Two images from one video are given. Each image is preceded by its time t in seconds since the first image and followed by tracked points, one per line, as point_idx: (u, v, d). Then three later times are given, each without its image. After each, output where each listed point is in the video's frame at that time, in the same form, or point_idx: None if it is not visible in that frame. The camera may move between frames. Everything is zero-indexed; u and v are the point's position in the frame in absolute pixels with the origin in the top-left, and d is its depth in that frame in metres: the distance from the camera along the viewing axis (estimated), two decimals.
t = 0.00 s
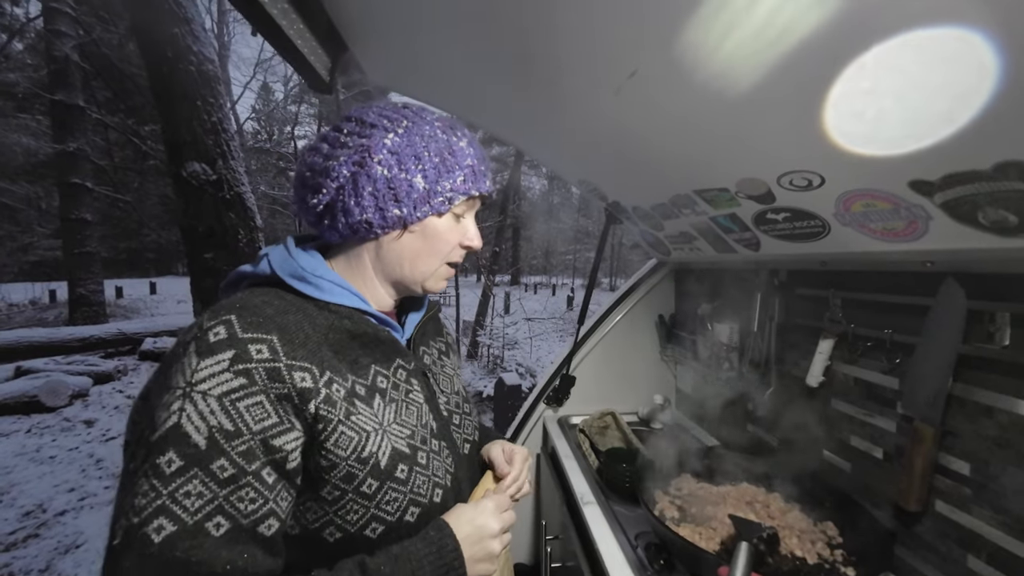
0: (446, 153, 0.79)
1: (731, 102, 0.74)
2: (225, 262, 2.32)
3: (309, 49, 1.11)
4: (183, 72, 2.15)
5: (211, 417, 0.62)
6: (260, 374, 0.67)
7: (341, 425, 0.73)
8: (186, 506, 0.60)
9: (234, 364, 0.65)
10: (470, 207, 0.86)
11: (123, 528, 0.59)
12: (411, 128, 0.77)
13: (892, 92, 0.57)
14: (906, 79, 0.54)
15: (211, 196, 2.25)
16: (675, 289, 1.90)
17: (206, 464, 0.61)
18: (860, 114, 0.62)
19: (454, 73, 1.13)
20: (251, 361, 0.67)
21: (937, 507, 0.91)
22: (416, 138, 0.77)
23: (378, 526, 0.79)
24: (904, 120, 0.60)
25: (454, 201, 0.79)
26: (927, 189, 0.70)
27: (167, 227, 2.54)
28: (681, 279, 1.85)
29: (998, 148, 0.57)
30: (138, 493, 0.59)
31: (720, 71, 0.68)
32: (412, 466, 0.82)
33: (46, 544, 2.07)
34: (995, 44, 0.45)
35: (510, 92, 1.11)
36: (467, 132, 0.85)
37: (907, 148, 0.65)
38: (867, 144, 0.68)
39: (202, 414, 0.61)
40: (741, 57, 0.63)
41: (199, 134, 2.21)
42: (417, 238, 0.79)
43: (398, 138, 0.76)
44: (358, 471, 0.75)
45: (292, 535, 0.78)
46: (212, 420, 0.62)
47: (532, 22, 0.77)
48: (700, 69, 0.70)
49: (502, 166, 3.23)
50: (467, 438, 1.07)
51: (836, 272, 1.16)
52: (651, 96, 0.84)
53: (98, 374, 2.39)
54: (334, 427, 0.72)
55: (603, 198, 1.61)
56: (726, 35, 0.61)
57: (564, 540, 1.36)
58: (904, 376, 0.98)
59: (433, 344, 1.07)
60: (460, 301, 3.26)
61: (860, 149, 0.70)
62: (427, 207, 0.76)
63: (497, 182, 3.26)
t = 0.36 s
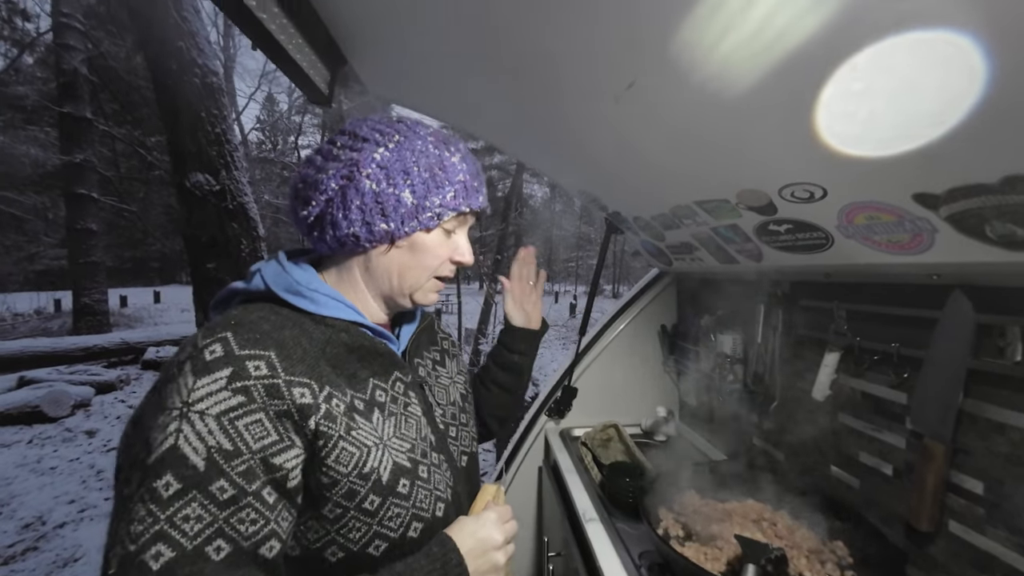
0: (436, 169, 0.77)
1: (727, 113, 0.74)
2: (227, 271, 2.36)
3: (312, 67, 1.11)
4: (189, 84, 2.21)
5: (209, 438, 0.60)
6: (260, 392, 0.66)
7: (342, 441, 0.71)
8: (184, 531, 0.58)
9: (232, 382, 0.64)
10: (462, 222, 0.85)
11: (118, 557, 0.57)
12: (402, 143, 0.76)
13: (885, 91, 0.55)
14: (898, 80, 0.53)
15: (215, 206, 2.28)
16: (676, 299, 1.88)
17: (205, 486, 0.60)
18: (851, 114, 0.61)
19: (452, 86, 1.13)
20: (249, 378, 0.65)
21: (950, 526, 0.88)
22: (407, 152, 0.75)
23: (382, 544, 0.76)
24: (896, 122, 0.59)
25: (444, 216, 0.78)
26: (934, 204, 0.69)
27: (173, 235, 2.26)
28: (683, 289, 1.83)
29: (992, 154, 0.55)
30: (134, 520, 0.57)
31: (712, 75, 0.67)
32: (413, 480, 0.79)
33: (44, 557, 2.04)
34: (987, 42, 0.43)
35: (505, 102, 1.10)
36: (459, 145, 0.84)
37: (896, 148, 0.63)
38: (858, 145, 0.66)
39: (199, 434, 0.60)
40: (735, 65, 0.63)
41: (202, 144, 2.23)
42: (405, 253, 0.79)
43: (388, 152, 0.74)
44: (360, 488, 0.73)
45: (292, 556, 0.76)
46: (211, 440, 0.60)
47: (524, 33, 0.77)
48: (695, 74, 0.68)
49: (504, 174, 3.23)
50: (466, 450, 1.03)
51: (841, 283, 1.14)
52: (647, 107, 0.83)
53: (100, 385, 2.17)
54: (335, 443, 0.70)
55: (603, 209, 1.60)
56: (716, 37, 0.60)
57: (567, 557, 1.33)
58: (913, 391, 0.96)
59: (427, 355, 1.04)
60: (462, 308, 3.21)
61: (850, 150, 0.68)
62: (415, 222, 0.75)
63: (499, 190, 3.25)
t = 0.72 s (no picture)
0: (435, 185, 0.77)
1: (727, 122, 0.73)
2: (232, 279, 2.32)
3: (312, 78, 1.11)
4: (192, 95, 2.21)
5: (198, 450, 0.60)
6: (249, 404, 0.65)
7: (332, 454, 0.70)
8: (171, 544, 0.57)
9: (222, 394, 0.63)
10: (462, 237, 0.85)
11: (103, 569, 0.56)
12: (400, 159, 0.76)
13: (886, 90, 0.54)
14: (898, 78, 0.52)
15: (219, 214, 2.27)
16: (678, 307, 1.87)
17: (193, 499, 0.59)
18: (850, 111, 0.58)
19: (451, 96, 1.13)
20: (241, 391, 0.65)
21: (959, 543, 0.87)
22: (405, 170, 0.75)
23: (373, 560, 0.75)
24: (896, 121, 0.57)
25: (443, 231, 0.78)
26: (935, 213, 0.68)
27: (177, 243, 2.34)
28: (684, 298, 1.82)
29: (990, 154, 0.54)
30: (121, 532, 0.56)
31: (710, 74, 0.65)
32: (407, 494, 0.78)
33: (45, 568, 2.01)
34: (990, 37, 0.42)
35: (501, 108, 1.09)
36: (457, 160, 0.83)
37: (895, 146, 0.61)
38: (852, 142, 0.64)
39: (189, 446, 0.59)
40: (735, 71, 0.62)
41: (206, 155, 2.25)
42: (406, 270, 0.78)
43: (386, 170, 0.74)
44: (351, 502, 0.72)
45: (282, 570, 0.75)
46: (200, 453, 0.60)
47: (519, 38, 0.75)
48: (694, 75, 0.66)
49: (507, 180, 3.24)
50: (465, 463, 1.02)
51: (844, 294, 1.13)
52: (648, 118, 0.83)
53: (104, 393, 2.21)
54: (325, 456, 0.70)
55: (603, 217, 1.59)
56: (713, 34, 0.58)
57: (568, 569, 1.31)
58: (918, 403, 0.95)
59: (428, 365, 1.03)
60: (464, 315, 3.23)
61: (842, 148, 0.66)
62: (415, 240, 0.75)
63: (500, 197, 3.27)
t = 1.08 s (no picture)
0: (435, 191, 0.76)
1: (729, 125, 0.73)
2: (235, 284, 2.37)
3: (315, 83, 1.11)
4: (198, 102, 2.26)
5: (206, 439, 0.59)
6: (258, 396, 0.64)
7: (337, 449, 0.69)
8: (175, 531, 0.56)
9: (232, 384, 0.63)
10: (466, 242, 0.83)
11: (109, 550, 0.56)
12: (400, 168, 0.75)
13: (887, 91, 0.53)
14: (900, 79, 0.51)
15: (223, 220, 2.31)
16: (684, 313, 1.85)
17: (199, 487, 0.58)
18: (849, 111, 0.58)
19: (454, 101, 1.13)
20: (250, 382, 0.64)
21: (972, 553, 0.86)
22: (405, 177, 0.74)
23: (374, 559, 0.74)
24: (897, 120, 0.56)
25: (446, 237, 0.77)
26: (943, 217, 0.67)
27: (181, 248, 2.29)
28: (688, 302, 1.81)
29: (991, 155, 0.53)
30: (128, 516, 0.56)
31: (711, 74, 0.64)
32: (410, 494, 0.77)
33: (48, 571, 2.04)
34: (992, 37, 0.41)
35: (502, 113, 1.09)
36: (461, 166, 0.83)
37: (896, 147, 0.60)
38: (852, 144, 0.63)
39: (198, 435, 0.59)
40: (737, 74, 0.62)
41: (211, 160, 2.29)
42: (409, 276, 0.78)
43: (387, 178, 0.74)
44: (354, 498, 0.71)
45: (284, 566, 0.74)
46: (207, 442, 0.59)
47: (519, 41, 0.75)
48: (695, 77, 0.66)
49: (509, 185, 3.26)
50: (469, 468, 1.00)
51: (848, 298, 1.13)
52: (649, 122, 0.83)
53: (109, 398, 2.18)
54: (329, 451, 0.69)
55: (606, 222, 1.59)
56: (715, 32, 0.57)
57: None
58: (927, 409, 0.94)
59: (435, 368, 1.02)
60: (467, 320, 3.24)
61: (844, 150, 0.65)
62: (416, 245, 0.74)
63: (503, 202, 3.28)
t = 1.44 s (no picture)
0: (446, 198, 0.77)
1: (733, 129, 0.73)
2: (241, 286, 2.35)
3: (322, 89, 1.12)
4: (207, 106, 2.26)
5: (220, 436, 0.60)
6: (270, 395, 0.65)
7: (345, 449, 0.70)
8: (188, 525, 0.57)
9: (246, 383, 0.64)
10: (476, 244, 0.85)
11: (124, 541, 0.57)
12: (412, 175, 0.77)
13: (888, 90, 0.53)
14: (902, 77, 0.50)
15: (229, 222, 2.31)
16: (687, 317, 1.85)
17: (212, 483, 0.59)
18: (854, 110, 0.57)
19: (459, 106, 1.14)
20: (263, 381, 0.65)
21: (976, 560, 0.86)
22: (416, 186, 0.75)
23: (378, 558, 0.74)
24: (900, 118, 0.55)
25: (457, 242, 0.78)
26: (944, 224, 0.67)
27: (186, 250, 2.71)
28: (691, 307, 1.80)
29: (994, 155, 0.53)
30: (144, 509, 0.57)
31: (715, 75, 0.63)
32: (415, 495, 0.78)
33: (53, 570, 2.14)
34: (994, 33, 0.40)
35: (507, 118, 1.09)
36: (467, 172, 0.84)
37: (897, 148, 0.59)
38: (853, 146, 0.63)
39: (212, 432, 0.60)
40: (742, 76, 0.61)
41: (218, 164, 2.29)
42: (423, 282, 0.79)
43: (399, 187, 0.75)
44: (360, 498, 0.72)
45: (290, 564, 0.75)
46: (221, 438, 0.60)
47: (522, 43, 0.74)
48: (700, 81, 0.66)
49: (512, 189, 3.30)
50: (473, 471, 1.00)
51: (849, 304, 1.14)
52: (656, 127, 0.83)
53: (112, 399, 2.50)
54: (338, 450, 0.69)
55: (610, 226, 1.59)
56: (717, 31, 0.56)
57: None
58: (931, 415, 0.94)
59: (440, 372, 1.02)
60: (470, 322, 3.29)
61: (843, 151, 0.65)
62: (429, 251, 0.75)
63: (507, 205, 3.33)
